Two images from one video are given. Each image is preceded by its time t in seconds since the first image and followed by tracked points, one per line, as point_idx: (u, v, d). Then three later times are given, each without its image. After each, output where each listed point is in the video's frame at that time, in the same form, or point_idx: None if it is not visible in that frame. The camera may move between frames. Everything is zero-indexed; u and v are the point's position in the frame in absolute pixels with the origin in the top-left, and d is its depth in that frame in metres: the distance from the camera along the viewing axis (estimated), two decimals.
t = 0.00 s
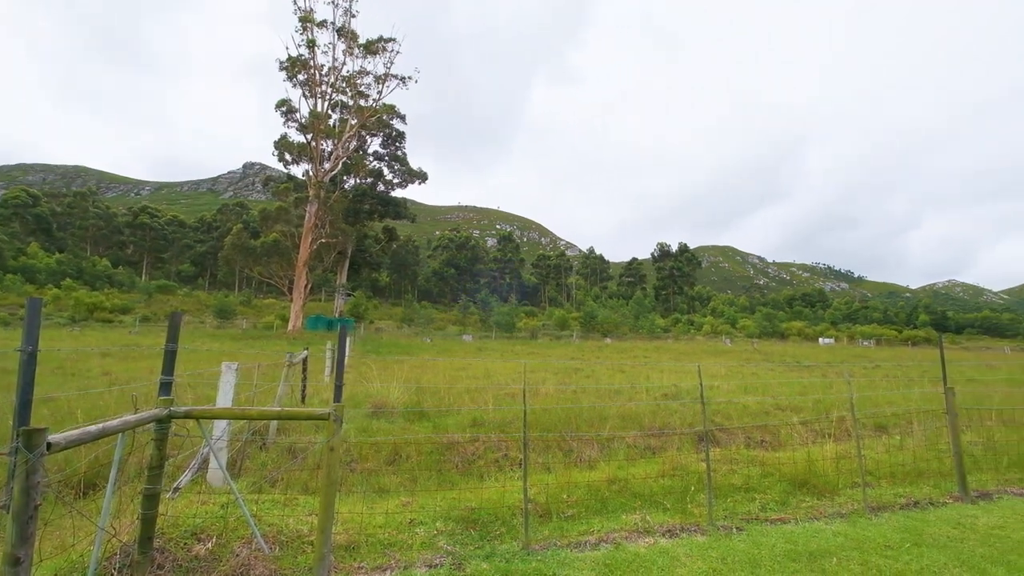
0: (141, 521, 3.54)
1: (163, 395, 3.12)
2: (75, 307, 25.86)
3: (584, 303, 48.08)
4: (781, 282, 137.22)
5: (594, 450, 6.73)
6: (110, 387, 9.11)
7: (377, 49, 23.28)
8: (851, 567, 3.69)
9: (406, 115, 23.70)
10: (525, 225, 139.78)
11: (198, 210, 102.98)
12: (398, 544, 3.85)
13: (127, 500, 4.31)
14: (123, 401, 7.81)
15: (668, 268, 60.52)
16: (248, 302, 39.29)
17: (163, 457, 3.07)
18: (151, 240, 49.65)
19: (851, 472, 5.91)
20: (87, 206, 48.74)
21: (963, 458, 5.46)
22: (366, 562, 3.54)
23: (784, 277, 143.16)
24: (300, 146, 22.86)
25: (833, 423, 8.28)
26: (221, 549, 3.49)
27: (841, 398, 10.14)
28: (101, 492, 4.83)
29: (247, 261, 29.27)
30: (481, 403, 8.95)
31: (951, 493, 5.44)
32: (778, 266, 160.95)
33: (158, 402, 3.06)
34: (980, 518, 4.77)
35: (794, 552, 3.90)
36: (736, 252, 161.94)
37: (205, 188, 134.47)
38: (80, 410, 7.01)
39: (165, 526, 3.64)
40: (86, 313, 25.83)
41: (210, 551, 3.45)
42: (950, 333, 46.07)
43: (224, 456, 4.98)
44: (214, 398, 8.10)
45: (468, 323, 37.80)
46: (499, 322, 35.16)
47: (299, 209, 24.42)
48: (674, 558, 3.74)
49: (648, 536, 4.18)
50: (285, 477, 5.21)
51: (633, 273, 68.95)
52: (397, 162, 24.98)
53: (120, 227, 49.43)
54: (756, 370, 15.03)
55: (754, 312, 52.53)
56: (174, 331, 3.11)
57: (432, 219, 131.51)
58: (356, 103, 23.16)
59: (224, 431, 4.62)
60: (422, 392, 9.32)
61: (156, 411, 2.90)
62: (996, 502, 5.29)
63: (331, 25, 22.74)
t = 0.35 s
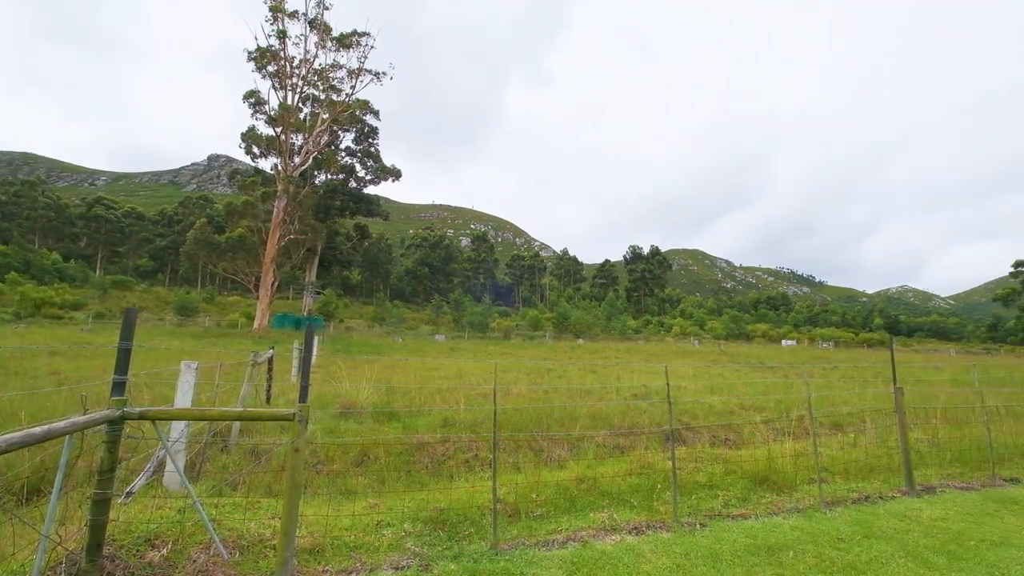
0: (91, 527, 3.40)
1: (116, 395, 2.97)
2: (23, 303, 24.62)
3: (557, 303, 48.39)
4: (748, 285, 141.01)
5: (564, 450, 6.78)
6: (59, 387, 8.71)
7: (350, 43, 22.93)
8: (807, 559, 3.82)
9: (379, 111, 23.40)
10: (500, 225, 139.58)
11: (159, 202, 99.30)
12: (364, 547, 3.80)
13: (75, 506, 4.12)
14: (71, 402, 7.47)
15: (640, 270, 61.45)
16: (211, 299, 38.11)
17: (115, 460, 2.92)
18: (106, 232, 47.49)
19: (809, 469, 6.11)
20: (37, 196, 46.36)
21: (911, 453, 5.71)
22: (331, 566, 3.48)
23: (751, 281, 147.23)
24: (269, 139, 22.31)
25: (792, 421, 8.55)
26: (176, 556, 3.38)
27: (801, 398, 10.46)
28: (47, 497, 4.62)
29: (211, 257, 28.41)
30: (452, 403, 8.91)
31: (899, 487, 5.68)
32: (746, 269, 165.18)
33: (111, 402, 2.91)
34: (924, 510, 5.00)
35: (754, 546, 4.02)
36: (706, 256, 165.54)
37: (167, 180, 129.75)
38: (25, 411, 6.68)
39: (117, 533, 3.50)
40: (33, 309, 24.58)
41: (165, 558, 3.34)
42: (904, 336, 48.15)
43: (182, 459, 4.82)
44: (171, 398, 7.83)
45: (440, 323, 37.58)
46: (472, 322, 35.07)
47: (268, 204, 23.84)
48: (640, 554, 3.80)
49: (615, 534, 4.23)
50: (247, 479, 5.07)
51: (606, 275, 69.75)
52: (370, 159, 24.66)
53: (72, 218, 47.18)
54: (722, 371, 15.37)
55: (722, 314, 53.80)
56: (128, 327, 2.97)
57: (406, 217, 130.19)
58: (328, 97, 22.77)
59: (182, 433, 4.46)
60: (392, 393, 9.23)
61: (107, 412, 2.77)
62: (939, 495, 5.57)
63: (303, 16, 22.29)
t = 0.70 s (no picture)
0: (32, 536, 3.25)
1: (61, 395, 2.81)
2: None
3: (531, 304, 48.59)
4: (717, 288, 144.47)
5: (535, 449, 6.80)
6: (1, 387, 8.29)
7: (323, 35, 22.51)
8: (765, 553, 3.95)
9: (352, 106, 23.03)
10: (474, 225, 139.27)
11: (118, 193, 95.37)
12: (328, 550, 3.73)
13: (17, 512, 3.94)
14: (13, 403, 7.13)
15: (612, 272, 62.26)
16: (170, 296, 36.78)
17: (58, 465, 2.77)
18: (56, 224, 45.13)
19: (769, 466, 6.28)
20: None
21: (863, 449, 5.96)
22: (293, 570, 3.41)
23: (719, 284, 150.89)
24: (235, 131, 21.71)
25: (753, 420, 8.80)
26: (126, 564, 3.25)
27: (764, 398, 10.77)
28: None
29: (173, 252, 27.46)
30: (422, 403, 8.84)
31: (852, 483, 5.91)
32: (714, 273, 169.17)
33: (55, 403, 2.76)
34: (874, 504, 5.22)
35: (717, 542, 4.11)
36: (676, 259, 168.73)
37: (126, 171, 124.77)
38: None
39: (60, 542, 3.35)
40: None
41: (113, 566, 3.22)
42: (861, 339, 50.21)
43: (135, 462, 4.65)
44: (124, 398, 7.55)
45: (412, 322, 37.27)
46: (445, 322, 34.89)
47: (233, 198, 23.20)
48: (607, 552, 3.85)
49: (582, 532, 4.27)
50: (206, 483, 4.91)
51: (579, 276, 70.37)
52: (342, 154, 24.28)
53: (19, 208, 44.67)
54: (690, 372, 15.70)
55: (691, 315, 54.99)
56: (75, 324, 2.82)
57: (378, 215, 128.51)
58: (299, 90, 22.31)
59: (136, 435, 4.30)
60: (361, 392, 9.11)
61: (52, 413, 2.63)
62: (888, 490, 5.82)
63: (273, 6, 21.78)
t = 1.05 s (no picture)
0: None
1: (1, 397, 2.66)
2: None
3: (504, 304, 48.65)
4: (687, 291, 147.51)
5: (505, 449, 6.81)
6: None
7: (295, 27, 22.06)
8: (728, 549, 4.04)
9: (323, 100, 22.63)
10: (449, 224, 138.61)
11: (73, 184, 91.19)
12: (291, 554, 3.65)
13: None
14: None
15: (585, 273, 62.89)
16: (129, 292, 35.31)
17: None
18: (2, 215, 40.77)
19: (732, 463, 6.43)
20: None
21: (820, 447, 6.17)
22: None
23: (689, 286, 154.00)
24: (200, 122, 21.09)
25: (718, 419, 9.01)
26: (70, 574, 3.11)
27: (729, 398, 11.05)
28: None
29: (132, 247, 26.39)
30: (392, 404, 8.73)
31: (810, 479, 6.10)
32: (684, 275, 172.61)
33: None
34: (830, 499, 5.40)
35: (682, 540, 4.18)
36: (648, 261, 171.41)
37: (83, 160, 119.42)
38: None
39: None
40: None
41: None
42: (820, 340, 52.13)
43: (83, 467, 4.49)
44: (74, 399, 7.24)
45: (383, 321, 36.84)
46: (418, 322, 34.64)
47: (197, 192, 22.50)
48: (574, 551, 3.88)
49: (551, 532, 4.29)
50: (162, 488, 4.73)
51: (553, 277, 70.84)
52: (313, 149, 23.83)
53: None
54: (659, 373, 15.98)
55: (662, 317, 56.02)
56: (18, 322, 2.69)
57: (350, 212, 126.44)
58: (268, 82, 21.83)
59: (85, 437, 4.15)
60: (328, 393, 8.96)
61: None
62: (843, 486, 6.04)
63: None
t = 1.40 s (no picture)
0: None
1: None
2: None
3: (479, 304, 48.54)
4: (659, 293, 149.95)
5: (477, 450, 6.79)
6: None
7: (266, 17, 21.54)
8: (693, 545, 4.12)
9: (295, 93, 22.19)
10: (424, 223, 137.64)
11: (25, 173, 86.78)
12: (253, 559, 3.57)
13: None
14: None
15: (560, 274, 63.35)
16: (84, 288, 33.82)
17: None
18: None
19: (699, 461, 6.55)
20: None
21: (783, 445, 6.35)
22: None
23: (661, 288, 156.58)
24: (163, 112, 20.42)
25: (687, 418, 9.18)
26: None
27: (697, 398, 11.28)
28: None
29: (88, 241, 25.24)
30: (362, 405, 8.60)
31: (772, 476, 6.28)
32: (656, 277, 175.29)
33: None
34: (791, 496, 5.57)
35: (650, 537, 4.24)
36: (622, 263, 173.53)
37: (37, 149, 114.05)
38: None
39: None
40: None
41: None
42: (785, 342, 53.73)
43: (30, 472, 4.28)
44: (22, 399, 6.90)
45: (355, 321, 36.28)
46: (391, 321, 34.29)
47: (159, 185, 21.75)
48: (544, 550, 3.90)
49: (521, 532, 4.30)
50: (115, 492, 4.55)
51: (528, 278, 71.10)
52: (283, 143, 23.31)
53: None
54: (630, 373, 16.17)
55: (635, 318, 56.80)
56: None
57: (321, 209, 124.12)
58: (237, 73, 21.28)
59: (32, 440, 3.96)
60: (296, 393, 8.78)
61: None
62: (804, 482, 6.23)
63: None
